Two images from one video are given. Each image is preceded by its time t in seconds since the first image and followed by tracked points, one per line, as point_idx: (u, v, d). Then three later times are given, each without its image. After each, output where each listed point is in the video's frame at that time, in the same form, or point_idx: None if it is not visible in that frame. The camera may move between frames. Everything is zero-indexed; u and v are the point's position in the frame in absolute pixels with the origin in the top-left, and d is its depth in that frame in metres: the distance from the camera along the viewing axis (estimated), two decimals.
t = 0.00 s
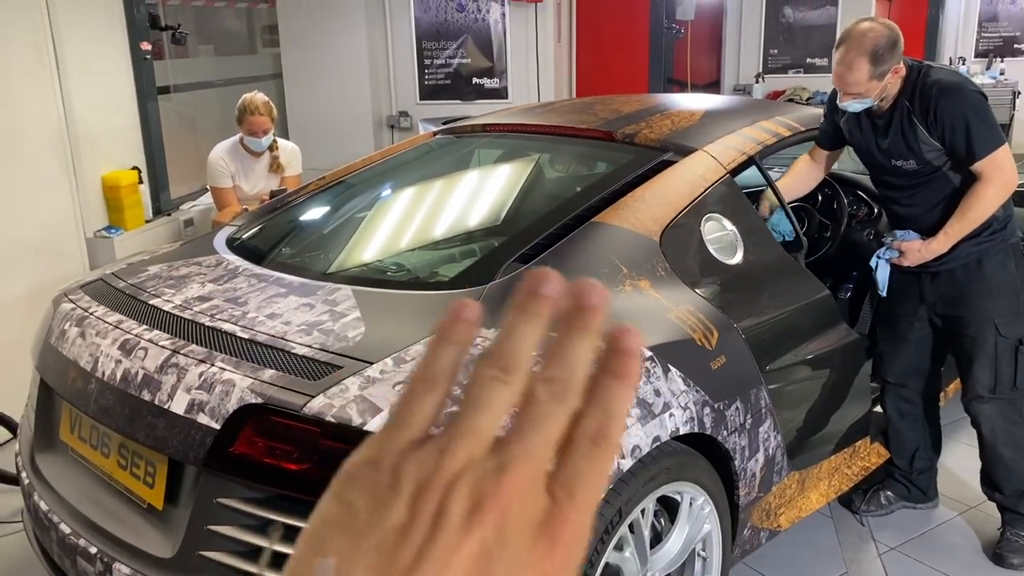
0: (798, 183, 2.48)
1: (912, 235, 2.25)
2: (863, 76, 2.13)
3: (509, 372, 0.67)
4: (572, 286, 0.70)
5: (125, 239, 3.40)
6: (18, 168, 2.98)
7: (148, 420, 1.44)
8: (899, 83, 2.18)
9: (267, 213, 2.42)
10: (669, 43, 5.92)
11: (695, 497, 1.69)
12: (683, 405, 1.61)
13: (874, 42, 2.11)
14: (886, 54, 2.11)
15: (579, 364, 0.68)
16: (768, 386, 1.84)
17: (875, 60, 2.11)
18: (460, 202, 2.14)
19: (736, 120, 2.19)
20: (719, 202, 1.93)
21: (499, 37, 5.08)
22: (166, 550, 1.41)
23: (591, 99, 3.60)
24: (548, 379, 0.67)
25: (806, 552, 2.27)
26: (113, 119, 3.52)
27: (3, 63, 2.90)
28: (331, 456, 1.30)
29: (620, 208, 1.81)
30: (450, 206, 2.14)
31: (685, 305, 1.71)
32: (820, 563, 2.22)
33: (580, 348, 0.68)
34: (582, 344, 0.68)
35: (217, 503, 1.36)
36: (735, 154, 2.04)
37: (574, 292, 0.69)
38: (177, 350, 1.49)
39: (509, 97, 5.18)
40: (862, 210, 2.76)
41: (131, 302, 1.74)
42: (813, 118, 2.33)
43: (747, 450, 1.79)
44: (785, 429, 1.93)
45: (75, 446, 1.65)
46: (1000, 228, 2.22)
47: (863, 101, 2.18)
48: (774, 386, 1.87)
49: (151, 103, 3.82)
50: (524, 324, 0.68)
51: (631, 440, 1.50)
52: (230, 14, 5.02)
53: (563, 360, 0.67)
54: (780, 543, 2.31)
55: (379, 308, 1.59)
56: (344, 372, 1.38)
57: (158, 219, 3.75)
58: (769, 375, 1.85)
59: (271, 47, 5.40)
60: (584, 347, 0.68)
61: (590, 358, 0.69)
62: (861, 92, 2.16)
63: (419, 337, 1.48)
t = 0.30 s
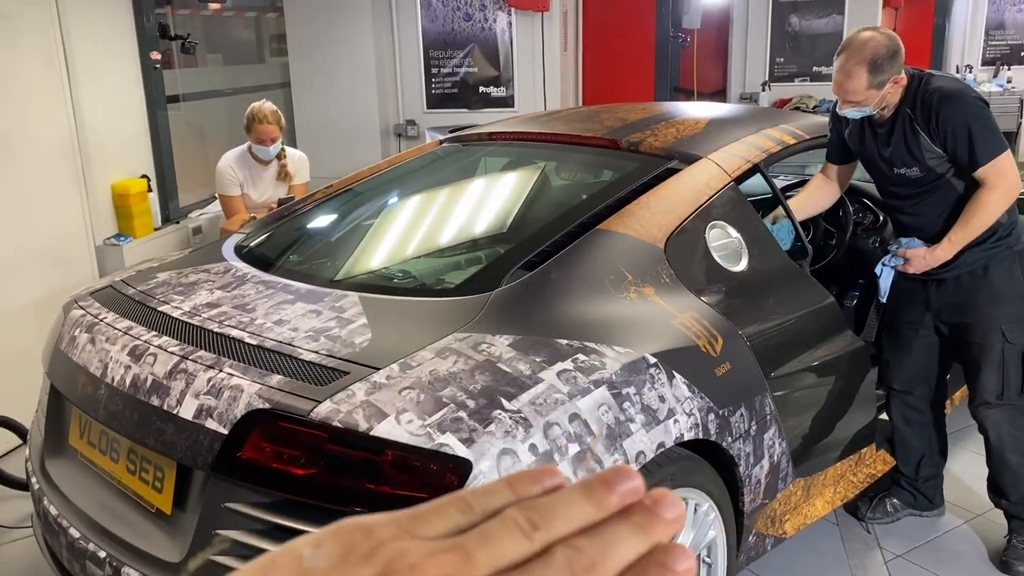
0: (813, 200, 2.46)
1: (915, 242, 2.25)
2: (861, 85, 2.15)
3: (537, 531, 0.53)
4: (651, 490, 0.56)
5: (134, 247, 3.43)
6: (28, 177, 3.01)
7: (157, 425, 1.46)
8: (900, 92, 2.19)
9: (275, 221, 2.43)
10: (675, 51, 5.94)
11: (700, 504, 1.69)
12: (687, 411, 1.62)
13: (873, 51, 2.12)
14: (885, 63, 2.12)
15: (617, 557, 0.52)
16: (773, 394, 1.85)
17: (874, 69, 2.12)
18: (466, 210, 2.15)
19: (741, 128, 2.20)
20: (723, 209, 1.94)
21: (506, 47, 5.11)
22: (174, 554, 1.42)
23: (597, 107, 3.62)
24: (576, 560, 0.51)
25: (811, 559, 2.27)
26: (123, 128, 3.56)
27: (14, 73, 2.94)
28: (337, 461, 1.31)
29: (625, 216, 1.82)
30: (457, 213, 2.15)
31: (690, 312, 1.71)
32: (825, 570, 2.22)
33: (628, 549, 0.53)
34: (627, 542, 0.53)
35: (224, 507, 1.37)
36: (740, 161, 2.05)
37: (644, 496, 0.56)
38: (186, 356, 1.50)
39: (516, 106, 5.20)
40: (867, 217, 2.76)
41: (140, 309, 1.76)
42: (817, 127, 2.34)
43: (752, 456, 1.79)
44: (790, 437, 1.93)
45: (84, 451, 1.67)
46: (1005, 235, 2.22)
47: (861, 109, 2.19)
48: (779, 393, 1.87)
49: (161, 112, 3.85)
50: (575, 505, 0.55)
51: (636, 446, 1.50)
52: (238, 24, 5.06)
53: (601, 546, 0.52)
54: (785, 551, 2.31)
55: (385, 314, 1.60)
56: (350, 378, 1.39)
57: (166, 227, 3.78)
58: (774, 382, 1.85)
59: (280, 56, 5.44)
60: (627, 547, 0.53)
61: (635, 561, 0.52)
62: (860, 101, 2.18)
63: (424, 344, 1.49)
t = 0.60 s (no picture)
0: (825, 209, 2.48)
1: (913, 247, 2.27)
2: (861, 89, 2.17)
3: (401, 442, 0.71)
4: (511, 395, 0.85)
5: (142, 253, 3.45)
6: (37, 184, 3.03)
7: (166, 431, 1.47)
8: (904, 95, 2.19)
9: (283, 227, 2.45)
10: (682, 57, 6.00)
11: (706, 511, 1.70)
12: (693, 417, 1.62)
13: (870, 54, 2.14)
14: (882, 66, 2.13)
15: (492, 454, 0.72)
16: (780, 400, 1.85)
17: (872, 73, 2.14)
18: (472, 216, 2.16)
19: (746, 135, 2.20)
20: (729, 216, 1.94)
21: (512, 53, 5.12)
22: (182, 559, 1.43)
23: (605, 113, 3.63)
24: (440, 466, 0.67)
25: (817, 565, 2.27)
26: (131, 135, 3.58)
27: (22, 82, 2.96)
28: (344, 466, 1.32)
29: (630, 222, 1.83)
30: (463, 220, 2.16)
31: (695, 318, 1.72)
32: None
33: (493, 451, 0.72)
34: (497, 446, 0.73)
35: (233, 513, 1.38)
36: (745, 168, 2.06)
37: (508, 402, 0.84)
38: (195, 362, 1.51)
39: (522, 112, 5.21)
40: (873, 223, 2.79)
41: (149, 314, 1.77)
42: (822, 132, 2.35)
43: (758, 462, 1.79)
44: (796, 443, 1.93)
45: (93, 456, 1.68)
46: (1008, 244, 2.21)
47: (866, 113, 2.20)
48: (785, 399, 1.87)
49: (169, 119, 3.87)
50: (451, 416, 0.77)
51: (641, 452, 1.51)
52: (245, 31, 5.09)
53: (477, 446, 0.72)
54: (792, 556, 2.31)
55: (392, 320, 1.61)
56: (357, 384, 1.39)
57: (174, 233, 3.80)
58: (780, 389, 1.85)
59: (287, 63, 5.46)
60: (496, 445, 0.73)
61: (497, 466, 0.71)
62: (863, 105, 2.19)
63: (431, 349, 1.50)
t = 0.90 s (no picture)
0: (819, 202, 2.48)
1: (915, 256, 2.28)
2: (859, 91, 2.17)
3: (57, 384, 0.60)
4: (150, 330, 0.68)
5: (150, 257, 3.45)
6: (43, 192, 3.05)
7: (174, 435, 1.47)
8: (910, 96, 2.19)
9: (290, 232, 2.46)
10: (688, 61, 6.03)
11: (712, 515, 1.70)
12: (699, 421, 1.62)
13: (863, 55, 2.15)
14: (879, 67, 2.14)
15: (139, 367, 0.62)
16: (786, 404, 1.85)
17: (867, 73, 2.15)
18: (478, 221, 2.16)
19: (752, 139, 2.20)
20: (734, 220, 1.94)
21: (517, 59, 5.13)
22: (191, 563, 1.44)
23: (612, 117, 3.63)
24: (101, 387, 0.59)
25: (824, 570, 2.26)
26: (138, 140, 3.59)
27: (29, 90, 2.97)
28: (351, 469, 1.32)
29: (636, 226, 1.83)
30: (469, 224, 2.16)
31: (701, 322, 1.72)
32: None
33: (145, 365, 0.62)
34: (142, 358, 0.64)
35: (240, 516, 1.38)
36: (751, 172, 2.05)
37: (156, 333, 0.68)
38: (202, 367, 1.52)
39: (527, 117, 5.23)
40: (879, 228, 2.74)
41: (157, 319, 1.78)
42: (821, 137, 2.35)
43: (764, 466, 1.79)
44: (803, 447, 1.93)
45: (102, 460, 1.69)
46: (1014, 257, 2.13)
47: (873, 115, 2.21)
48: (792, 403, 1.87)
49: (175, 124, 3.89)
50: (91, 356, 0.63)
51: (648, 456, 1.51)
52: (252, 37, 5.11)
53: (123, 367, 0.62)
54: (798, 561, 2.31)
55: (398, 324, 1.61)
56: (363, 388, 1.40)
57: (181, 238, 3.82)
58: (786, 393, 1.85)
59: (293, 68, 5.49)
60: (143, 362, 0.63)
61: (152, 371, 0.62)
62: (866, 108, 2.20)
63: (437, 354, 1.50)
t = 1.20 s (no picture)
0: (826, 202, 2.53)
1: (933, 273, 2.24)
2: (862, 99, 2.20)
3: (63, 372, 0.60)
4: (155, 315, 0.67)
5: (156, 261, 3.47)
6: (49, 196, 3.06)
7: (181, 437, 1.48)
8: (931, 104, 2.15)
9: (295, 235, 2.46)
10: (692, 63, 6.04)
11: (718, 516, 1.70)
12: (705, 423, 1.62)
13: (868, 64, 2.16)
14: (881, 74, 2.14)
15: (143, 355, 0.62)
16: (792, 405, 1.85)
17: (868, 81, 2.17)
18: (482, 223, 2.17)
19: (757, 142, 2.20)
20: (739, 223, 1.94)
21: (522, 61, 5.17)
22: (199, 564, 1.45)
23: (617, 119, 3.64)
24: (103, 371, 0.59)
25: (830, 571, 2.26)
26: (144, 144, 3.61)
27: (34, 94, 2.99)
28: (357, 471, 1.33)
29: (641, 228, 1.84)
30: (473, 227, 2.17)
31: (706, 324, 1.72)
32: None
33: (150, 349, 0.63)
34: (147, 345, 0.63)
35: (247, 518, 1.39)
36: (756, 174, 2.05)
37: (160, 320, 0.67)
38: (209, 369, 1.52)
39: (532, 119, 5.25)
40: (884, 229, 2.73)
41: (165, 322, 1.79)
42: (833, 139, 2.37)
43: (770, 468, 1.79)
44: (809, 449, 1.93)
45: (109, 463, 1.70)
46: None
47: (881, 124, 2.22)
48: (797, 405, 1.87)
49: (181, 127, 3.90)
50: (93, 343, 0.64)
51: (653, 457, 1.51)
52: (257, 41, 5.13)
53: (127, 354, 0.62)
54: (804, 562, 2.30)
55: (405, 327, 1.62)
56: (370, 390, 1.40)
57: (187, 241, 3.83)
58: (792, 394, 1.85)
59: (299, 72, 5.51)
60: (150, 347, 0.63)
61: (158, 353, 0.63)
62: (873, 116, 2.21)
63: (443, 355, 1.50)
